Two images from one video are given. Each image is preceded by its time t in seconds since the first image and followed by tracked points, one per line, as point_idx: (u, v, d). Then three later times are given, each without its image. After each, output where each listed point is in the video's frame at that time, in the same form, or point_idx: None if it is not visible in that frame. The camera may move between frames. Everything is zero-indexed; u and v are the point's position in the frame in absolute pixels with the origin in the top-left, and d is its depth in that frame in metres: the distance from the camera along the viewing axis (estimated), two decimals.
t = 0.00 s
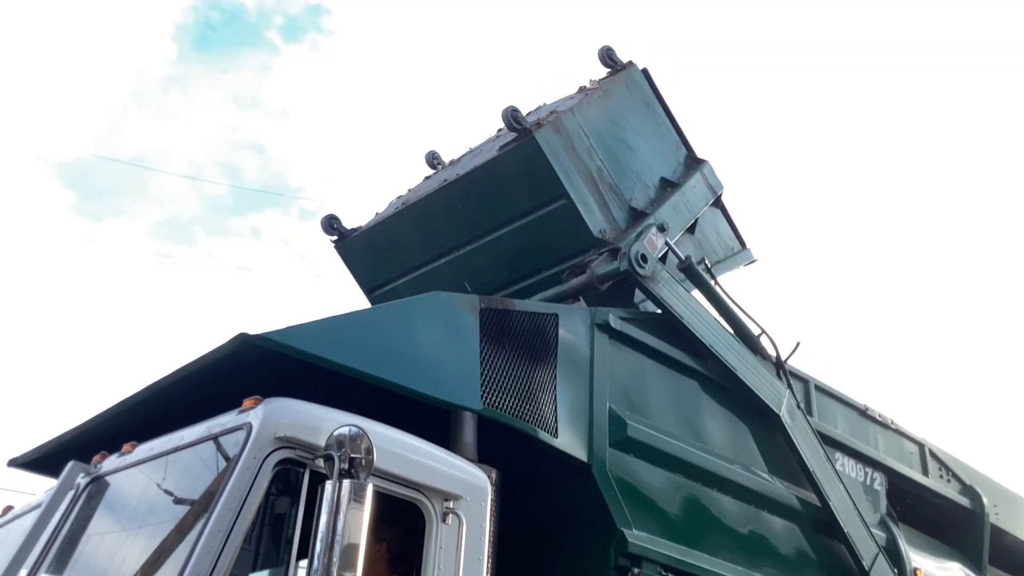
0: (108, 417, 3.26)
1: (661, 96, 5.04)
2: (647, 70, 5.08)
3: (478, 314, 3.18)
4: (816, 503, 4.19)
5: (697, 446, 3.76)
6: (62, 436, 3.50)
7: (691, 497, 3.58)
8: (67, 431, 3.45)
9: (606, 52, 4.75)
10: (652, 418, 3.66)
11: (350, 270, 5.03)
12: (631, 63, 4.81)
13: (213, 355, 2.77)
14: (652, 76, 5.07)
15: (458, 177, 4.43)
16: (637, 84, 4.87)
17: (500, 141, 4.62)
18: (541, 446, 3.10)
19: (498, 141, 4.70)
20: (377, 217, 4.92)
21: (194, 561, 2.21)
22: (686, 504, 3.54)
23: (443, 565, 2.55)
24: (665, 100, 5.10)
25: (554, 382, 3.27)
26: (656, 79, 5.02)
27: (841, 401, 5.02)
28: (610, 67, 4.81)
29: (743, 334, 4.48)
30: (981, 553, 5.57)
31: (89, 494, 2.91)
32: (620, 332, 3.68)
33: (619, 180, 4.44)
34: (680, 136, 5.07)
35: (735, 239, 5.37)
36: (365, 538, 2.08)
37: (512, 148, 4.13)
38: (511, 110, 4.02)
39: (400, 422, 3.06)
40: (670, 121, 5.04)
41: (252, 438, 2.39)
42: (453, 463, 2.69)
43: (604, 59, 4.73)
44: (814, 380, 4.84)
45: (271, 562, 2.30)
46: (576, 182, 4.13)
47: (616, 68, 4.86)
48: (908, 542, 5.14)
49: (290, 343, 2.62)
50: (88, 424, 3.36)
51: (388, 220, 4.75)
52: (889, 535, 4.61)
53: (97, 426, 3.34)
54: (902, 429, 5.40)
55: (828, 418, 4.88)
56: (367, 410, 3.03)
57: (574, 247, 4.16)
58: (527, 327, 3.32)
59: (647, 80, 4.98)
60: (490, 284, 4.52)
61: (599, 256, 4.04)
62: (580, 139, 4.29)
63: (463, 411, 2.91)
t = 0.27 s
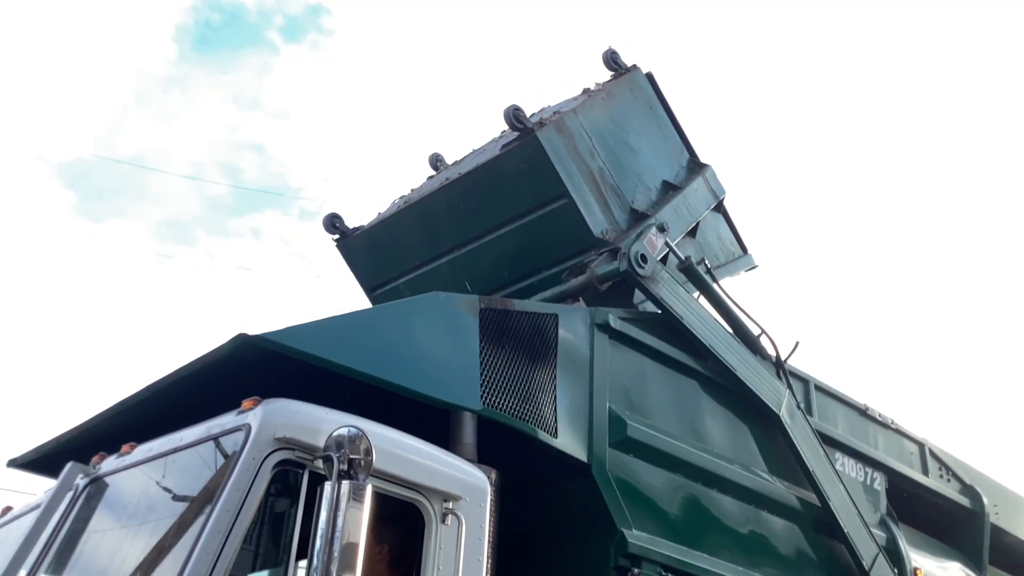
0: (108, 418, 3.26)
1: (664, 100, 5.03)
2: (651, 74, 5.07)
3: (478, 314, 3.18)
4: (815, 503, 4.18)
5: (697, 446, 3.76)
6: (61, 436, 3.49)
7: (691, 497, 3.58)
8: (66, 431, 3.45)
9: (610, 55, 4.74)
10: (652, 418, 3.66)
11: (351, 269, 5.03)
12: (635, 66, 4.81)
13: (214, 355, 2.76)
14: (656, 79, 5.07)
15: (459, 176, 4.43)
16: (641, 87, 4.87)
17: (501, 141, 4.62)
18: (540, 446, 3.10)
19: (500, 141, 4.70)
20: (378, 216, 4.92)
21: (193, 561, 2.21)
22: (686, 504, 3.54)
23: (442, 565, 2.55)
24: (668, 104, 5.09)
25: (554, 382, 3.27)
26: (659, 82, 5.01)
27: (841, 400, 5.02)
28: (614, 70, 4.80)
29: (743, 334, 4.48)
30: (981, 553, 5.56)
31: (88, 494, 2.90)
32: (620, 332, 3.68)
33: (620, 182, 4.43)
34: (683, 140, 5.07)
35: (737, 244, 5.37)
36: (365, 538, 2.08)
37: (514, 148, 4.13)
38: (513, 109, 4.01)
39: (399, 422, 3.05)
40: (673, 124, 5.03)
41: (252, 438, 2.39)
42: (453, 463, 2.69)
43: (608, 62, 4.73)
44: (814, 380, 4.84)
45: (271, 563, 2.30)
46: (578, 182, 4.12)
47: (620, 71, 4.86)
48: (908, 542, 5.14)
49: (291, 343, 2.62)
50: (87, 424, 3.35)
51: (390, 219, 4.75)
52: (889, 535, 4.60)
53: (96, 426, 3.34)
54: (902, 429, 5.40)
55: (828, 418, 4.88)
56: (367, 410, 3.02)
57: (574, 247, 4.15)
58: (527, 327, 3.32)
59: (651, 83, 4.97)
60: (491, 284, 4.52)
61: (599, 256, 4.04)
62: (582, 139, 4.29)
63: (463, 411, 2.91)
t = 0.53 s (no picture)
0: (108, 418, 3.26)
1: (664, 100, 5.03)
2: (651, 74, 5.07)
3: (478, 314, 3.18)
4: (816, 503, 4.19)
5: (697, 446, 3.76)
6: (61, 437, 3.50)
7: (691, 497, 3.58)
8: (67, 431, 3.45)
9: (610, 54, 4.75)
10: (652, 418, 3.66)
11: (351, 269, 5.03)
12: (635, 65, 4.81)
13: (214, 355, 2.77)
14: (656, 79, 5.07)
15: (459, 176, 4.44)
16: (641, 87, 4.87)
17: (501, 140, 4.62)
18: (540, 446, 3.10)
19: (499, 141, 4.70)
20: (378, 216, 4.92)
21: (194, 561, 2.21)
22: (687, 504, 3.55)
23: (443, 565, 2.55)
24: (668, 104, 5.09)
25: (554, 382, 3.28)
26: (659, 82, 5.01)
27: (841, 400, 5.02)
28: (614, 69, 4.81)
29: (743, 334, 4.48)
30: (981, 553, 5.57)
31: (89, 494, 2.91)
32: (620, 332, 3.68)
33: (620, 181, 4.43)
34: (683, 140, 5.07)
35: (738, 243, 5.38)
36: (365, 539, 2.08)
37: (514, 148, 4.13)
38: (513, 110, 4.02)
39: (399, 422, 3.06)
40: (673, 124, 5.03)
41: (252, 439, 2.39)
42: (453, 463, 2.69)
43: (608, 61, 4.73)
44: (814, 380, 4.84)
45: (271, 563, 2.30)
46: (577, 182, 4.13)
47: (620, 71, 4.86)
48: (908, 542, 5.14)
49: (291, 343, 2.63)
50: (88, 424, 3.36)
51: (390, 219, 4.76)
52: (889, 535, 4.61)
53: (96, 426, 3.34)
54: (902, 429, 5.40)
55: (828, 418, 4.88)
56: (367, 410, 3.03)
57: (574, 248, 4.16)
58: (527, 327, 3.32)
59: (651, 83, 4.97)
60: (491, 285, 4.52)
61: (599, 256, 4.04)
62: (582, 139, 4.29)
63: (463, 411, 2.91)
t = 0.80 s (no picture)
0: (108, 418, 3.26)
1: (665, 100, 5.03)
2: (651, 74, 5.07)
3: (478, 314, 3.18)
4: (816, 503, 4.19)
5: (697, 446, 3.76)
6: (61, 436, 3.50)
7: (691, 497, 3.58)
8: (67, 431, 3.45)
9: (610, 55, 4.75)
10: (652, 418, 3.66)
11: (352, 269, 5.03)
12: (636, 66, 4.81)
13: (215, 355, 2.76)
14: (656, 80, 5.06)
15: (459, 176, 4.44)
16: (641, 87, 4.87)
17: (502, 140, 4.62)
18: (541, 446, 3.10)
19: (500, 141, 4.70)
20: (379, 216, 4.92)
21: (194, 561, 2.21)
22: (687, 504, 3.54)
23: (443, 565, 2.55)
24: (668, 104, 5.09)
25: (554, 382, 3.27)
26: (660, 82, 5.01)
27: (842, 400, 5.02)
28: (614, 70, 4.81)
29: (744, 334, 4.48)
30: (981, 553, 5.57)
31: (89, 494, 2.90)
32: (620, 332, 3.68)
33: (620, 181, 4.43)
34: (684, 140, 5.07)
35: (738, 243, 5.38)
36: (365, 539, 2.08)
37: (514, 148, 4.13)
38: (513, 110, 4.02)
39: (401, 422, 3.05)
40: (674, 124, 5.03)
41: (253, 438, 2.39)
42: (453, 463, 2.69)
43: (608, 62, 4.73)
44: (815, 380, 4.84)
45: (272, 563, 2.30)
46: (578, 181, 4.13)
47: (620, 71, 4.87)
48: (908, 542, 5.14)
49: (291, 343, 2.62)
50: (88, 423, 3.36)
51: (390, 219, 4.75)
52: (889, 535, 4.61)
53: (97, 426, 3.34)
54: (903, 429, 5.40)
55: (829, 418, 4.88)
56: (368, 410, 3.02)
57: (575, 248, 4.15)
58: (527, 328, 3.32)
59: (652, 83, 4.97)
60: (492, 285, 4.52)
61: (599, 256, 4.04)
62: (582, 139, 4.29)
63: (463, 411, 2.91)
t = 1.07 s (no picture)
0: (108, 418, 3.26)
1: (662, 96, 5.03)
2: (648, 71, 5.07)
3: (477, 314, 3.18)
4: (816, 503, 4.19)
5: (697, 445, 3.76)
6: (61, 436, 3.50)
7: (691, 497, 3.58)
8: (66, 431, 3.45)
9: (606, 52, 4.75)
10: (651, 418, 3.66)
11: (350, 269, 5.03)
12: (633, 63, 4.81)
13: (215, 355, 2.76)
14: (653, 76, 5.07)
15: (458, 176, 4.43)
16: (639, 85, 4.87)
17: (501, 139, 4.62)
18: (540, 446, 3.10)
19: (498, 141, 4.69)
20: (377, 216, 4.92)
21: (193, 561, 2.21)
22: (687, 504, 3.54)
23: (442, 565, 2.55)
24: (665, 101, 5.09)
25: (554, 382, 3.27)
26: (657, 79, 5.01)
27: (841, 400, 5.02)
28: (611, 67, 4.81)
29: (743, 334, 4.48)
30: (981, 553, 5.56)
31: (89, 494, 2.91)
32: (620, 332, 3.68)
33: (619, 180, 4.43)
34: (681, 136, 5.07)
35: (737, 239, 5.38)
36: (365, 539, 2.08)
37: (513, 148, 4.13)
38: (512, 110, 4.02)
39: (401, 422, 3.05)
40: (671, 121, 5.03)
41: (252, 438, 2.39)
42: (453, 463, 2.69)
43: (604, 58, 4.73)
44: (815, 380, 4.84)
45: (271, 563, 2.30)
46: (576, 181, 4.13)
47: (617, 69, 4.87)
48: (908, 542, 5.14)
49: (291, 343, 2.63)
50: (88, 424, 3.36)
51: (388, 219, 4.75)
52: (889, 535, 4.61)
53: (96, 426, 3.34)
54: (902, 430, 5.40)
55: (829, 418, 4.88)
56: (368, 410, 3.02)
57: (575, 247, 4.15)
58: (526, 328, 3.32)
59: (648, 80, 4.97)
60: (491, 286, 4.52)
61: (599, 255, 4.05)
62: (581, 138, 4.29)
63: (463, 412, 2.91)
